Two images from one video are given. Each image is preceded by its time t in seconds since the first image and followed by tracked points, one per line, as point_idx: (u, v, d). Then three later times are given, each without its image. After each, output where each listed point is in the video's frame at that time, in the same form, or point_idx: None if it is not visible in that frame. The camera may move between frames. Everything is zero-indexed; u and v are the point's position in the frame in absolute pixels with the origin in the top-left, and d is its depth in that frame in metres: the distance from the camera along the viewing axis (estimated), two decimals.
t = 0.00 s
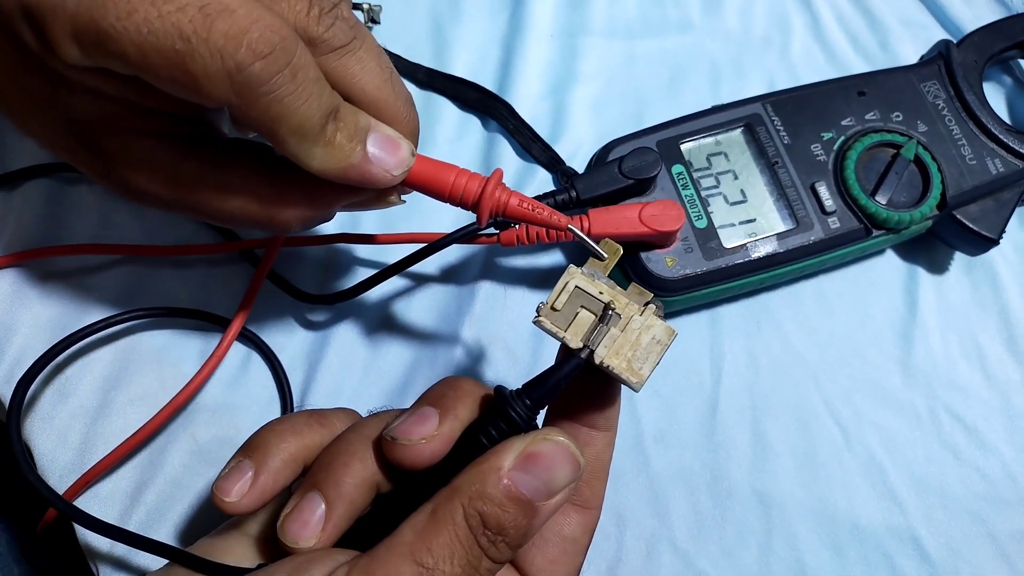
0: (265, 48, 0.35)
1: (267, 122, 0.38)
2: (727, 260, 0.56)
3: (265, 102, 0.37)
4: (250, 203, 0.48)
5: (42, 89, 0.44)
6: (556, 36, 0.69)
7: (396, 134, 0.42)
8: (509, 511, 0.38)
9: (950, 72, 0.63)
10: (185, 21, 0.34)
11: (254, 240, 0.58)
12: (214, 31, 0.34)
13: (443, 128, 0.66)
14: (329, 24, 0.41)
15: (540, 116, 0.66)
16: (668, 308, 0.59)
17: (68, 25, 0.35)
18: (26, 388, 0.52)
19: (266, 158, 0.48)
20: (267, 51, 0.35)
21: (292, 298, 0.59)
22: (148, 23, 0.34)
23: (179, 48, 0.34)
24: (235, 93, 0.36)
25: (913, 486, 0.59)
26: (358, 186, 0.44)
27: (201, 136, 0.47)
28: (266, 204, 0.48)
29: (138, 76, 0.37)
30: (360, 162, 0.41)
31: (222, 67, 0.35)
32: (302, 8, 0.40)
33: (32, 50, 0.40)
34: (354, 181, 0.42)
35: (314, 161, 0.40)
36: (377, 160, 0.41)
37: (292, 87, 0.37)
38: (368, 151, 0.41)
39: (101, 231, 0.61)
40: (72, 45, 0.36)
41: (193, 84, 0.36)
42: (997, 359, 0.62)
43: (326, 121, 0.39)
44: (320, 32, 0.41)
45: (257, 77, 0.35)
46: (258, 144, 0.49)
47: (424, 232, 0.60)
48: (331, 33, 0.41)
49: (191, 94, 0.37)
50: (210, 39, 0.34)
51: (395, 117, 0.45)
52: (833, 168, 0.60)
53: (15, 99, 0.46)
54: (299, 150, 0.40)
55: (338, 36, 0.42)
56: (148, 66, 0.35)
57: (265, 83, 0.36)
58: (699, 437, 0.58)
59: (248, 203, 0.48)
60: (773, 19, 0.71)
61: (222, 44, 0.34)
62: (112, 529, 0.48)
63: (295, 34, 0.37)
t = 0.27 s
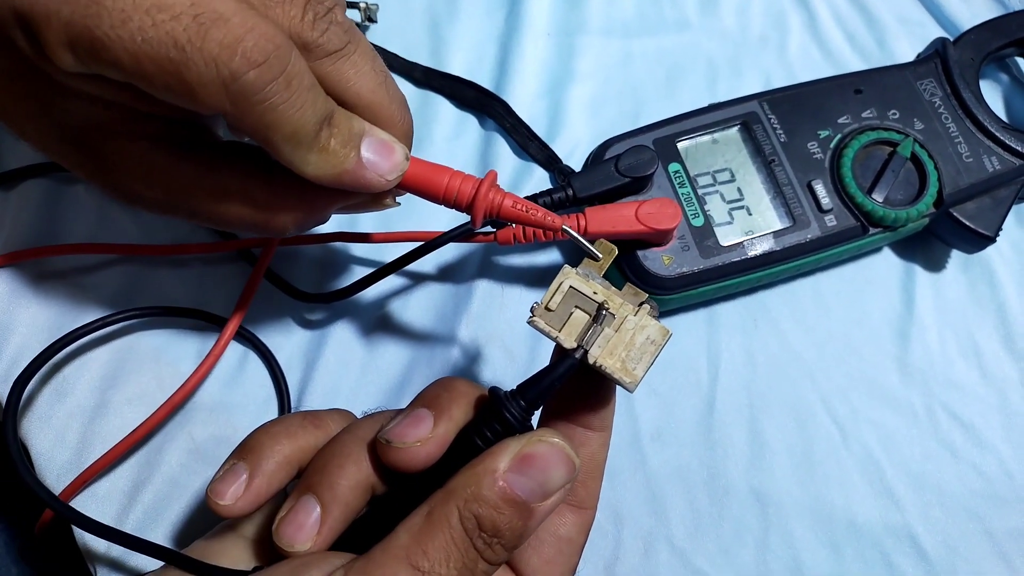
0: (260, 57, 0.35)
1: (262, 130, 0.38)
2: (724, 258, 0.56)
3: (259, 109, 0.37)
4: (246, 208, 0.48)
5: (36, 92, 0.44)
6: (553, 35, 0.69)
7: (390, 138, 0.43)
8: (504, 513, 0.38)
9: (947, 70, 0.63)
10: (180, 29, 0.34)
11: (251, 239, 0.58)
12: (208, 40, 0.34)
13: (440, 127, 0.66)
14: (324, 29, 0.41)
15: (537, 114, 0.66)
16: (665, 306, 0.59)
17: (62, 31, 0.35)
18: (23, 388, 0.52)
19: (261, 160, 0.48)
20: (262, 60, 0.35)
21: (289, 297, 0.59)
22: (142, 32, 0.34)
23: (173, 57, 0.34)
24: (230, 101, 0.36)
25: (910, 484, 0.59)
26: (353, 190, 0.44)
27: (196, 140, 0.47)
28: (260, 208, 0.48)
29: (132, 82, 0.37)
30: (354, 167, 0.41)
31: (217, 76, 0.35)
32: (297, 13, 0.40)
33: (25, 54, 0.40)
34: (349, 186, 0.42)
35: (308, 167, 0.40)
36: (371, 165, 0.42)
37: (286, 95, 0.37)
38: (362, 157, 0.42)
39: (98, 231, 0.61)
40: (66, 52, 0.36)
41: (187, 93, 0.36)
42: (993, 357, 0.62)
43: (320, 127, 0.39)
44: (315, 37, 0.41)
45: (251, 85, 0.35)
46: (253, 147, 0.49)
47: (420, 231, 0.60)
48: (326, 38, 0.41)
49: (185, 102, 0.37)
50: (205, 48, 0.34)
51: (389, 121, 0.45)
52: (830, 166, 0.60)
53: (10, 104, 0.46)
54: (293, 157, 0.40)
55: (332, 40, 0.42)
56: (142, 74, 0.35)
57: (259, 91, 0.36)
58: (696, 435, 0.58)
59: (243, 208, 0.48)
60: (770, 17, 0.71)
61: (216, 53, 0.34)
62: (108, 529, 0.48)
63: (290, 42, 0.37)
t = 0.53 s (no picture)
0: (259, 78, 0.35)
1: (261, 150, 0.38)
2: (723, 267, 0.57)
3: (258, 130, 0.37)
4: (246, 224, 0.49)
5: (37, 112, 0.44)
6: (550, 45, 0.69)
7: (390, 154, 0.43)
8: (508, 528, 0.39)
9: (942, 77, 0.63)
10: (179, 52, 0.34)
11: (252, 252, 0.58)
12: (207, 62, 0.35)
13: (439, 138, 0.66)
14: (323, 46, 0.42)
15: (535, 125, 0.67)
16: (665, 314, 0.59)
17: (63, 54, 0.35)
18: (26, 405, 0.52)
19: (261, 178, 0.49)
20: (260, 81, 0.36)
21: (290, 310, 0.60)
22: (142, 55, 0.34)
23: (173, 79, 0.35)
24: (229, 122, 0.36)
25: (911, 490, 0.59)
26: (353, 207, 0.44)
27: (196, 159, 0.48)
28: (261, 224, 0.49)
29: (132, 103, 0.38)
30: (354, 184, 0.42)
31: (216, 98, 0.35)
32: (296, 32, 0.41)
33: (25, 76, 0.40)
34: (349, 203, 0.43)
35: (308, 186, 0.41)
36: (370, 182, 0.42)
37: (285, 115, 0.37)
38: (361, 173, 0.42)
39: (99, 245, 0.61)
40: (67, 75, 0.36)
41: (187, 114, 0.36)
42: (992, 362, 0.63)
43: (319, 146, 0.39)
44: (314, 54, 0.41)
45: (250, 106, 0.36)
46: (253, 163, 0.49)
47: (420, 243, 0.60)
48: (325, 55, 0.42)
49: (185, 123, 0.37)
50: (204, 70, 0.35)
51: (388, 137, 0.45)
52: (827, 174, 0.60)
53: (10, 124, 0.46)
54: (293, 176, 0.40)
55: (331, 58, 0.42)
56: (142, 96, 0.35)
57: (259, 112, 0.36)
58: (698, 443, 0.59)
59: (243, 225, 0.49)
60: (766, 25, 0.72)
61: (216, 75, 0.35)
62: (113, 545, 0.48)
63: (289, 62, 0.38)
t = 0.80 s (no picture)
0: (261, 87, 0.35)
1: (263, 158, 0.38)
2: (722, 273, 0.57)
3: (260, 138, 0.37)
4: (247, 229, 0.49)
5: (38, 118, 0.44)
6: (550, 51, 0.69)
7: (390, 161, 0.43)
8: (508, 536, 0.39)
9: (941, 85, 0.64)
10: (181, 60, 0.35)
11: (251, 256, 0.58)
12: (209, 71, 0.35)
13: (439, 143, 0.66)
14: (325, 53, 0.42)
15: (536, 130, 0.67)
16: (664, 321, 0.59)
17: (65, 62, 0.35)
18: (24, 408, 0.52)
19: (262, 184, 0.49)
20: (262, 90, 0.36)
21: (290, 314, 0.60)
22: (144, 64, 0.34)
23: (175, 88, 0.35)
24: (231, 130, 0.37)
25: (909, 497, 0.59)
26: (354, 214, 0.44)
27: (198, 164, 0.48)
28: (262, 230, 0.49)
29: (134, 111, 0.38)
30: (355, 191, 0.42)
31: (218, 106, 0.35)
32: (297, 38, 0.41)
33: (27, 82, 0.40)
34: (349, 211, 0.43)
35: (309, 194, 0.41)
36: (371, 189, 0.42)
37: (287, 124, 0.37)
38: (363, 180, 0.42)
39: (98, 249, 0.61)
40: (68, 82, 0.36)
41: (189, 122, 0.36)
42: (990, 369, 0.63)
43: (320, 153, 0.39)
44: (316, 61, 0.41)
45: (252, 115, 0.36)
46: (253, 169, 0.49)
47: (420, 248, 0.60)
48: (326, 63, 0.42)
49: (187, 131, 0.37)
50: (206, 79, 0.35)
51: (390, 144, 0.45)
52: (826, 181, 0.60)
53: (11, 130, 0.46)
54: (294, 184, 0.40)
55: (333, 65, 0.42)
56: (144, 104, 0.35)
57: (261, 120, 0.36)
58: (697, 449, 0.59)
59: (244, 230, 0.49)
60: (765, 32, 0.72)
61: (217, 84, 0.35)
62: (111, 550, 0.48)
63: (290, 70, 0.38)
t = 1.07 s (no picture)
0: (254, 96, 0.35)
1: (256, 166, 0.38)
2: (717, 278, 0.57)
3: (254, 146, 0.37)
4: (242, 236, 0.49)
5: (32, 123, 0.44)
6: (547, 55, 0.69)
7: (384, 167, 0.43)
8: (500, 541, 0.39)
9: (937, 90, 0.64)
10: (175, 69, 0.35)
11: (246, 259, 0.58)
12: (203, 79, 0.35)
13: (435, 146, 0.66)
14: (319, 60, 0.42)
15: (532, 134, 0.67)
16: (659, 325, 0.59)
17: (58, 69, 0.35)
18: (18, 411, 0.52)
19: (256, 189, 0.49)
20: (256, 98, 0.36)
21: (285, 317, 0.60)
22: (137, 71, 0.34)
23: (168, 96, 0.35)
24: (224, 138, 0.37)
25: (903, 502, 0.59)
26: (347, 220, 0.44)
27: (192, 171, 0.48)
28: (257, 236, 0.49)
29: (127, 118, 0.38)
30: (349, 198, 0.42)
31: (212, 115, 0.35)
32: (292, 46, 0.41)
33: (20, 88, 0.40)
34: (343, 217, 0.43)
35: (302, 201, 0.41)
36: (365, 195, 0.42)
37: (281, 132, 0.37)
38: (356, 187, 0.42)
39: (94, 251, 0.61)
40: (62, 89, 0.36)
41: (182, 130, 0.36)
42: (985, 374, 0.63)
43: (314, 161, 0.39)
44: (310, 69, 0.41)
45: (246, 123, 0.36)
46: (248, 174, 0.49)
47: (416, 251, 0.60)
48: (320, 70, 0.42)
49: (181, 138, 0.37)
50: (200, 87, 0.35)
51: (384, 150, 0.45)
52: (822, 186, 0.60)
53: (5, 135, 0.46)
54: (287, 191, 0.40)
55: (327, 72, 0.42)
56: (137, 112, 0.35)
57: (254, 129, 0.36)
58: (691, 454, 0.59)
59: (239, 236, 0.49)
60: (762, 37, 0.72)
61: (211, 92, 0.35)
62: (104, 553, 0.48)
63: (284, 78, 0.38)
